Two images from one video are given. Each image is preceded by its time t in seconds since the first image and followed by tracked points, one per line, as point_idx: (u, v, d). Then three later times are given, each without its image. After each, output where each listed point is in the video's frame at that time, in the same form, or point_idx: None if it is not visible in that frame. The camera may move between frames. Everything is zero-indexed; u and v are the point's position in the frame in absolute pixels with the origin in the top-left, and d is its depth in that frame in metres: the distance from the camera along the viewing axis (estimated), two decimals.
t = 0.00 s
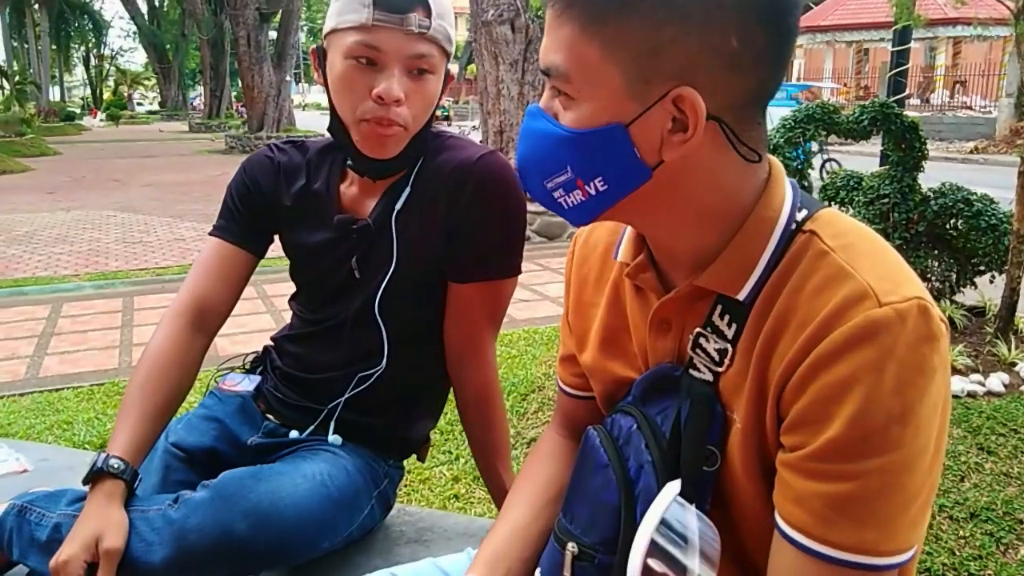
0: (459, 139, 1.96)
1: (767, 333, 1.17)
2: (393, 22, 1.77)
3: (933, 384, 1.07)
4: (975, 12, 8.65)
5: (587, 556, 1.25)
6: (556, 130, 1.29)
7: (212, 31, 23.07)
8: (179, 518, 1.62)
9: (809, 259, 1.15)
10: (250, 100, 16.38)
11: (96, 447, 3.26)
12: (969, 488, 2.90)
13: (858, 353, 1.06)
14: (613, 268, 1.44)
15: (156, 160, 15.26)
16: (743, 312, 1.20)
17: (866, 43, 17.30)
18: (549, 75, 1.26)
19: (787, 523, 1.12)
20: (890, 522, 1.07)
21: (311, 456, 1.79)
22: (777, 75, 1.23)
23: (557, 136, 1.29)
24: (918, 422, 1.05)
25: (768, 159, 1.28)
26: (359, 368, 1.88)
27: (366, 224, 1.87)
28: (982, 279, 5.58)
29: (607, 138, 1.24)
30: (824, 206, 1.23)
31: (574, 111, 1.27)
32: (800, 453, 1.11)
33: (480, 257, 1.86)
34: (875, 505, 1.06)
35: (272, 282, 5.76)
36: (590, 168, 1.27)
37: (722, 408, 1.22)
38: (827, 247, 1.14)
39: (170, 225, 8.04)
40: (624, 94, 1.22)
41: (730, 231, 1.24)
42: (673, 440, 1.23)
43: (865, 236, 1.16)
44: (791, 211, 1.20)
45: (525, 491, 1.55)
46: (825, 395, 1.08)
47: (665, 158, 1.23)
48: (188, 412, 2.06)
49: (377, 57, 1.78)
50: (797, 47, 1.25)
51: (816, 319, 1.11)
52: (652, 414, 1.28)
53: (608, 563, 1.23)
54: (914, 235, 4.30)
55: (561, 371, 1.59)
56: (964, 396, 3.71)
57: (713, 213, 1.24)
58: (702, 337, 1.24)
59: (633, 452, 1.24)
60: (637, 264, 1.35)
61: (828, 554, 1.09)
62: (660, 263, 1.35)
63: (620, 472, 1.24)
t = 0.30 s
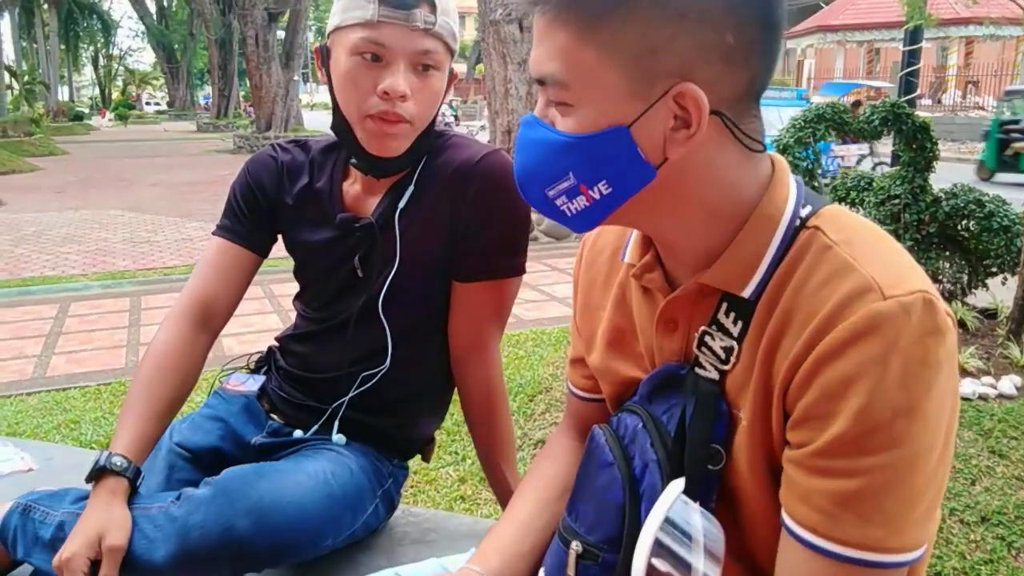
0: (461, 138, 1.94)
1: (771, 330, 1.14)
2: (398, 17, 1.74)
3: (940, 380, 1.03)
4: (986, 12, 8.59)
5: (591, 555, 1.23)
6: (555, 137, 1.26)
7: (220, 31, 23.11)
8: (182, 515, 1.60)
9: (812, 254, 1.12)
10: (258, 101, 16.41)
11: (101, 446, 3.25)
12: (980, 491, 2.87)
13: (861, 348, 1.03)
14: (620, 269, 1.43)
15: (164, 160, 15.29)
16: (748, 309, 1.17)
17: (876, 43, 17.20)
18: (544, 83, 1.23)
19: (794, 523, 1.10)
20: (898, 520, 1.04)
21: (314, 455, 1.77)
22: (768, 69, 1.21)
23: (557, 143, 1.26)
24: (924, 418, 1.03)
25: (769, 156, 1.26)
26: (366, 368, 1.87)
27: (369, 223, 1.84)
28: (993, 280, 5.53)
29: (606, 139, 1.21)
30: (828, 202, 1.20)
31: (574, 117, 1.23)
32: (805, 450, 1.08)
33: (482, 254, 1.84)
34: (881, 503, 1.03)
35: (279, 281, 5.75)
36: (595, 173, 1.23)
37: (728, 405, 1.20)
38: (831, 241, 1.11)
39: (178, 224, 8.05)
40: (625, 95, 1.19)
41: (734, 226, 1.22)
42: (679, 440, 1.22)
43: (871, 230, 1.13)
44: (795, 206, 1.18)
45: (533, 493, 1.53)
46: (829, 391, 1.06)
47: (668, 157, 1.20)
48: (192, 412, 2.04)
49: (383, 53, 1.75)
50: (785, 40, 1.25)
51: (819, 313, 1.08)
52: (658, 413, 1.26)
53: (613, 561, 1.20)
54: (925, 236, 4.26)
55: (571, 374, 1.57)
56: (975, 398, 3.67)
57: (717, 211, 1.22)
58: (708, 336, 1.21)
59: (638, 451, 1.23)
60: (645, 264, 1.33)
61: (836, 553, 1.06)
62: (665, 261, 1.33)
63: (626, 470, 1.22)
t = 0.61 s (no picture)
0: (462, 137, 1.96)
1: (770, 315, 1.16)
2: (399, 18, 1.76)
3: (936, 359, 1.05)
4: (991, 11, 8.58)
5: (591, 543, 1.25)
6: (564, 187, 1.26)
7: (226, 32, 23.17)
8: (184, 510, 1.63)
9: (810, 242, 1.14)
10: (264, 101, 16.46)
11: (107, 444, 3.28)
12: (982, 490, 2.88)
13: (858, 326, 1.05)
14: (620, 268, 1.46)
15: (169, 160, 15.34)
16: (747, 298, 1.19)
17: (883, 43, 17.16)
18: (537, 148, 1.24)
19: (793, 501, 1.12)
20: (896, 495, 1.05)
21: (316, 450, 1.79)
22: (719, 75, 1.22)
23: (570, 194, 1.26)
24: (920, 396, 1.04)
25: (760, 151, 1.29)
26: (367, 364, 1.89)
27: (369, 223, 1.87)
28: (997, 280, 5.54)
29: (621, 173, 1.21)
30: (823, 193, 1.23)
31: (582, 167, 1.24)
32: (804, 428, 1.11)
33: (484, 253, 1.87)
34: (879, 479, 1.05)
35: (284, 281, 5.78)
36: (620, 205, 1.23)
37: (727, 392, 1.22)
38: (828, 226, 1.14)
39: (183, 224, 8.09)
40: (615, 130, 1.19)
41: (732, 218, 1.24)
42: (677, 428, 1.24)
43: (868, 218, 1.16)
44: (791, 197, 1.20)
45: (536, 490, 1.56)
46: (827, 369, 1.08)
47: (680, 166, 1.21)
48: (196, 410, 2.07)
49: (384, 54, 1.78)
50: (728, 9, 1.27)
51: (817, 295, 1.11)
52: (656, 403, 1.28)
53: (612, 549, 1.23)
54: (928, 236, 4.27)
55: (576, 376, 1.59)
56: (978, 397, 3.67)
57: (716, 205, 1.24)
58: (708, 325, 1.24)
59: (637, 439, 1.25)
60: (645, 260, 1.35)
61: (835, 529, 1.08)
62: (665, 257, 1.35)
63: (624, 459, 1.25)
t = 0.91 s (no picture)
0: (467, 135, 1.94)
1: (765, 307, 1.14)
2: (406, 32, 1.72)
3: (931, 349, 1.02)
4: (1000, 11, 8.53)
5: (589, 538, 1.23)
6: (570, 201, 1.22)
7: (231, 32, 23.15)
8: (187, 507, 1.61)
9: (805, 233, 1.12)
10: (268, 101, 16.46)
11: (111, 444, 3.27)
12: (991, 493, 2.84)
13: (851, 314, 1.03)
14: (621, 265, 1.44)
15: (174, 160, 15.33)
16: (743, 291, 1.16)
17: (890, 44, 17.10)
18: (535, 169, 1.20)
19: (786, 490, 1.09)
20: (887, 485, 1.02)
21: (320, 449, 1.77)
22: (701, 76, 1.20)
23: (575, 207, 1.22)
24: (914, 385, 1.01)
25: (757, 147, 1.27)
26: (372, 362, 1.87)
27: (374, 220, 1.85)
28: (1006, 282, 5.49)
29: (622, 183, 1.18)
30: (820, 187, 1.20)
31: (585, 180, 1.20)
32: (797, 418, 1.08)
33: (488, 251, 1.85)
34: (870, 467, 1.02)
35: (288, 281, 5.76)
36: (625, 214, 1.20)
37: (724, 387, 1.19)
38: (822, 218, 1.12)
39: (187, 224, 8.07)
40: (606, 139, 1.16)
41: (729, 211, 1.21)
42: (675, 421, 1.21)
43: (863, 210, 1.13)
44: (787, 190, 1.17)
45: (542, 490, 1.53)
46: (820, 357, 1.05)
47: (678, 167, 1.19)
48: (199, 408, 2.05)
49: (390, 66, 1.74)
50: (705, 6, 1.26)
51: (811, 286, 1.08)
52: (655, 398, 1.25)
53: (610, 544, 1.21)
54: (936, 237, 4.23)
55: (580, 375, 1.56)
56: (986, 399, 3.64)
57: (712, 197, 1.21)
58: (704, 319, 1.21)
59: (635, 434, 1.23)
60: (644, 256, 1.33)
61: (827, 520, 1.05)
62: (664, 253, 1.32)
63: (622, 454, 1.22)
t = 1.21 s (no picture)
0: (469, 134, 1.95)
1: (765, 301, 1.13)
2: (407, 28, 1.73)
3: (929, 342, 1.02)
4: (1007, 11, 8.49)
5: (590, 535, 1.23)
6: (568, 207, 1.22)
7: (237, 33, 23.20)
8: (190, 506, 1.61)
9: (804, 228, 1.12)
10: (274, 103, 16.50)
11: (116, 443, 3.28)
12: (996, 494, 2.83)
13: (850, 307, 1.03)
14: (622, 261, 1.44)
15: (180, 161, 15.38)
16: (742, 286, 1.16)
17: (896, 45, 17.07)
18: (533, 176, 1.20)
19: (783, 482, 1.09)
20: (885, 477, 1.02)
21: (323, 448, 1.77)
22: (697, 76, 1.21)
23: (573, 212, 1.22)
24: (912, 378, 1.01)
25: (756, 145, 1.26)
26: (376, 361, 1.87)
27: (378, 220, 1.86)
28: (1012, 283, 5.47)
29: (620, 185, 1.18)
30: (819, 183, 1.20)
31: (581, 184, 1.20)
32: (795, 410, 1.08)
33: (490, 250, 1.85)
34: (867, 460, 1.02)
35: (293, 281, 5.77)
36: (624, 216, 1.20)
37: (723, 382, 1.19)
38: (821, 213, 1.11)
39: (193, 225, 8.09)
40: (603, 145, 1.16)
41: (728, 206, 1.21)
42: (674, 417, 1.21)
43: (863, 205, 1.13)
44: (787, 186, 1.17)
45: (543, 489, 1.53)
46: (818, 350, 1.05)
47: (677, 169, 1.19)
48: (202, 407, 2.05)
49: (392, 64, 1.75)
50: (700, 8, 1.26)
51: (810, 279, 1.08)
52: (655, 394, 1.25)
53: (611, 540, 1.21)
54: (942, 237, 4.21)
55: (581, 372, 1.56)
56: (992, 400, 3.63)
57: (712, 193, 1.21)
58: (704, 315, 1.20)
59: (636, 430, 1.23)
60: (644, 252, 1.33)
61: (825, 512, 1.05)
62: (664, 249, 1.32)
63: (623, 450, 1.22)
